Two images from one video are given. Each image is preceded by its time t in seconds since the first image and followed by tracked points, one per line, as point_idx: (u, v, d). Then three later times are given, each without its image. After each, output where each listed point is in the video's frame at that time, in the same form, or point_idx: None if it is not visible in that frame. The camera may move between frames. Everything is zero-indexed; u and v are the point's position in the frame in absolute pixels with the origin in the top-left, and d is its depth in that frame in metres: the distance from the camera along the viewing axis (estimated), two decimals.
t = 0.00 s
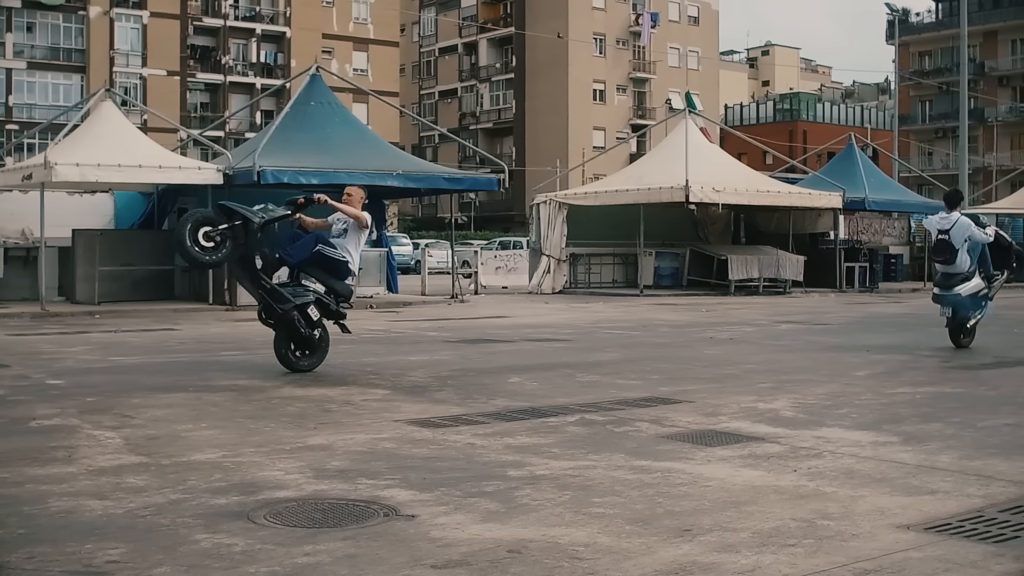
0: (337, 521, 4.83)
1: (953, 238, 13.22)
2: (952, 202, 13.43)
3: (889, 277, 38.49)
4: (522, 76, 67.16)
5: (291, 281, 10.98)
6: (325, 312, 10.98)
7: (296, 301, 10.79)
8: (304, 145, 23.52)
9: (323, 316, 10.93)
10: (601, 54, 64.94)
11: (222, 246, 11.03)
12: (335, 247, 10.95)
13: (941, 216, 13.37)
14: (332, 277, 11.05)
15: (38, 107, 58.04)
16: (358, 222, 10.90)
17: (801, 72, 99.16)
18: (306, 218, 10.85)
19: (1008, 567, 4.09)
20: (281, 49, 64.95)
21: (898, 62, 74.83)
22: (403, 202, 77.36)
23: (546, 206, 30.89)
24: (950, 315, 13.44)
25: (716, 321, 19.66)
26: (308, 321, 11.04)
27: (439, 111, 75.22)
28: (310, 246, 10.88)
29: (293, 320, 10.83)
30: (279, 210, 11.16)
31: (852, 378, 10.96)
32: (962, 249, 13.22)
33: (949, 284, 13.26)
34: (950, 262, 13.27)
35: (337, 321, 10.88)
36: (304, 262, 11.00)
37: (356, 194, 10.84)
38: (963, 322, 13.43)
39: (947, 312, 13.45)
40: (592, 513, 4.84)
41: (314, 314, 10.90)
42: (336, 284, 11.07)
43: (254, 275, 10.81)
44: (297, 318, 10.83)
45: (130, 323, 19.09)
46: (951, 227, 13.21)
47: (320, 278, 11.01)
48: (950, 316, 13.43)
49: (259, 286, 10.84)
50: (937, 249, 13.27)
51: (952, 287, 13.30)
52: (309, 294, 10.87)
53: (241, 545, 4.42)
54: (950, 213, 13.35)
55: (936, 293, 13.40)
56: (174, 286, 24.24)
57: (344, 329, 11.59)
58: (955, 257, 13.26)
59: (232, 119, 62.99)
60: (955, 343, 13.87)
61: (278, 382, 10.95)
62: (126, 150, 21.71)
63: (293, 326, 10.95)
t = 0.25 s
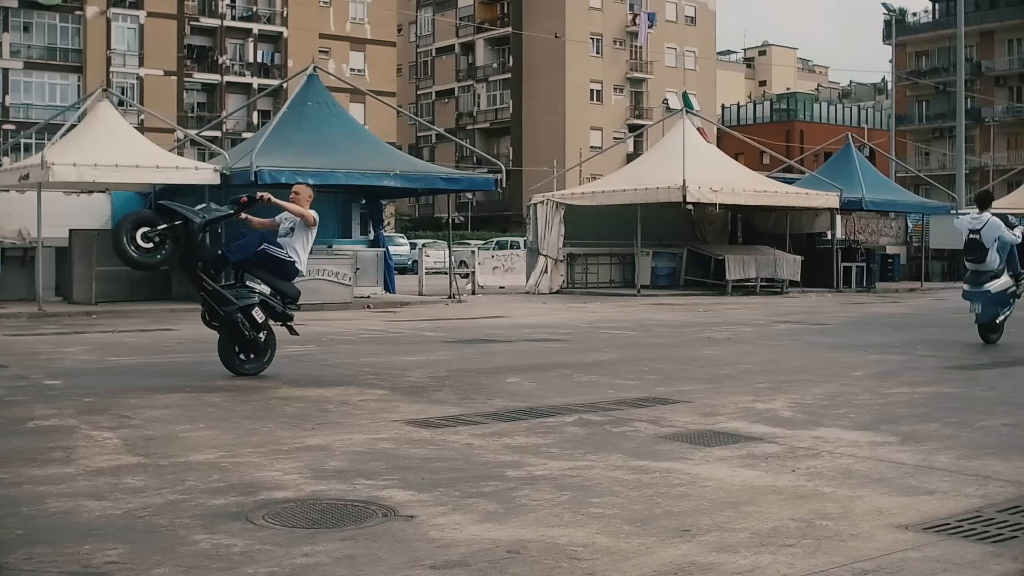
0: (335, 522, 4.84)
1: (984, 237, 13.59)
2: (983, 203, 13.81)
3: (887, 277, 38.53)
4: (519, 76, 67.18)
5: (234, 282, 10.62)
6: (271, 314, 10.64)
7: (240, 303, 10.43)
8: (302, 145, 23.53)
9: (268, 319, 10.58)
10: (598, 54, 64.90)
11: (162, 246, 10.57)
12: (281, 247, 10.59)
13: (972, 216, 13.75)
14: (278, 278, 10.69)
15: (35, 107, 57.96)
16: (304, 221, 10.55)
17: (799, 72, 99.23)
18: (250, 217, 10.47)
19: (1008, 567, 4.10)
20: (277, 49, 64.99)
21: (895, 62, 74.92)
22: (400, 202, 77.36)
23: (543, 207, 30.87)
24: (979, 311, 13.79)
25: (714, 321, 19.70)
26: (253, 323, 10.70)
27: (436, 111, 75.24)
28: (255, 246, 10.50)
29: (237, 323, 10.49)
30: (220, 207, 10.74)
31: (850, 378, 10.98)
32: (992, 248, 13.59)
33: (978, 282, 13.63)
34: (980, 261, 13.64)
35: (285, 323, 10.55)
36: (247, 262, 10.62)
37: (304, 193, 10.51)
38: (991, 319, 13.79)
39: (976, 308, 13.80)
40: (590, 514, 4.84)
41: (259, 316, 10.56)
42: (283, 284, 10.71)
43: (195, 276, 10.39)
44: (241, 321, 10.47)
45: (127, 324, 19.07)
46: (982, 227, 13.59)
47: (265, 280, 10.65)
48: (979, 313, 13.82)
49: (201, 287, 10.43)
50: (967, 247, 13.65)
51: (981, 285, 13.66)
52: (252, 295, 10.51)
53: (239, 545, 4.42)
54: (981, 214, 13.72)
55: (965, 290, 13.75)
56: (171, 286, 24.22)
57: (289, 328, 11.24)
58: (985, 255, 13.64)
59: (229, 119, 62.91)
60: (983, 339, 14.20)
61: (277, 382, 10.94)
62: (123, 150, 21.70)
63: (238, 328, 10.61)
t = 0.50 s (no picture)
0: (334, 523, 4.84)
1: (1014, 237, 13.79)
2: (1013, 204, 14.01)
3: (884, 276, 38.61)
4: (517, 76, 67.20)
5: (175, 283, 10.18)
6: (214, 315, 10.24)
7: (182, 305, 10.00)
8: (299, 145, 23.51)
9: (211, 322, 10.18)
10: (596, 54, 64.94)
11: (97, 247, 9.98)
12: (225, 246, 10.24)
13: (1002, 216, 13.94)
14: (221, 279, 10.32)
15: (33, 107, 57.94)
16: (248, 220, 10.25)
17: (796, 72, 99.31)
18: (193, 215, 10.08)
19: (1006, 567, 4.11)
20: (275, 49, 65.01)
21: (894, 62, 74.96)
22: (398, 202, 77.41)
23: (541, 207, 30.86)
24: (1007, 309, 13.96)
25: (712, 321, 19.72)
26: (195, 326, 10.28)
27: (434, 111, 75.26)
28: (197, 245, 10.09)
29: (179, 325, 10.05)
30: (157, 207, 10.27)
31: (848, 378, 11.00)
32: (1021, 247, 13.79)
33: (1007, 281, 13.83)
34: (1009, 260, 13.82)
35: (231, 324, 10.18)
36: (187, 262, 10.20)
37: (249, 191, 10.24)
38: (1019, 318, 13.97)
39: (1005, 307, 13.98)
40: (588, 514, 4.84)
41: (202, 318, 10.15)
42: (226, 285, 10.34)
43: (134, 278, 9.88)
44: (184, 323, 10.04)
45: (125, 324, 19.05)
46: (1012, 226, 13.79)
47: (207, 280, 10.26)
48: (1007, 311, 14.01)
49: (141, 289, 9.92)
50: (997, 246, 13.85)
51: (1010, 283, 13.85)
52: (195, 296, 10.10)
53: (239, 546, 4.42)
54: (1011, 215, 13.92)
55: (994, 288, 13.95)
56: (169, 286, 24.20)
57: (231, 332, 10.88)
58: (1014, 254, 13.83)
59: (228, 119, 62.91)
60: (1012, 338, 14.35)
61: (274, 383, 10.93)
62: (121, 150, 21.68)
63: (179, 331, 10.17)
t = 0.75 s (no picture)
0: (333, 524, 4.84)
1: None
2: None
3: (882, 276, 38.64)
4: (515, 76, 67.21)
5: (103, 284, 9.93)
6: (144, 318, 9.96)
7: (109, 307, 9.72)
8: (297, 146, 23.51)
9: (140, 324, 9.90)
10: (594, 54, 64.97)
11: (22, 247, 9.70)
12: (155, 246, 9.99)
13: None
14: (152, 280, 10.05)
15: (30, 107, 57.95)
16: (180, 219, 10.06)
17: (794, 72, 99.34)
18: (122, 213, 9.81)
19: (1005, 567, 4.11)
20: (273, 49, 65.04)
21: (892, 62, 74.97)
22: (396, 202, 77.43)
23: (539, 207, 30.87)
24: None
25: (711, 322, 19.73)
26: (124, 329, 9.99)
27: (432, 111, 75.30)
28: (127, 245, 9.82)
29: (106, 328, 9.77)
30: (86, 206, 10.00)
31: (846, 378, 11.01)
32: None
33: None
34: None
35: (163, 327, 9.91)
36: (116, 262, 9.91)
37: (182, 189, 10.03)
38: None
39: None
40: (587, 515, 4.84)
41: (131, 321, 9.86)
42: (157, 286, 10.07)
43: (60, 278, 9.60)
44: (111, 326, 9.76)
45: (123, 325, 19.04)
46: None
47: (138, 281, 9.98)
48: None
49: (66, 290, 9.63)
50: None
51: None
52: (124, 297, 9.81)
53: (238, 547, 4.43)
54: None
55: None
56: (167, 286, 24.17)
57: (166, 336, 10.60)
58: None
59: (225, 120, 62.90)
60: None
61: (273, 384, 10.93)
62: (119, 149, 21.70)
63: (106, 334, 9.88)
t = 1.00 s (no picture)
0: (333, 524, 4.84)
1: None
2: None
3: (881, 276, 38.70)
4: (513, 75, 67.22)
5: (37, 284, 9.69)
6: (80, 319, 9.73)
7: (43, 307, 9.48)
8: (296, 146, 23.51)
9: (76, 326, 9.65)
10: (593, 54, 65.03)
11: None
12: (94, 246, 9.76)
13: None
14: (89, 280, 9.82)
15: (29, 107, 57.90)
16: (119, 217, 9.82)
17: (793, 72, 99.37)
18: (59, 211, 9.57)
19: (1006, 568, 4.11)
20: (272, 49, 65.08)
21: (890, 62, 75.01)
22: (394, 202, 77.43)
23: (537, 208, 30.90)
24: None
25: (710, 322, 19.74)
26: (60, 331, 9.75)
27: (430, 111, 75.39)
28: (62, 243, 9.57)
29: (40, 329, 9.53)
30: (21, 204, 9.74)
31: (845, 378, 11.02)
32: None
33: None
34: None
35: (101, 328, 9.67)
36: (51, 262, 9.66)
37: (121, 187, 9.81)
38: None
39: None
40: (587, 515, 4.84)
41: (68, 322, 9.63)
42: (95, 286, 9.85)
43: None
44: (45, 328, 9.52)
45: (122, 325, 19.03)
46: None
47: (76, 282, 9.74)
48: None
49: None
50: None
51: None
52: (59, 298, 9.57)
53: (238, 547, 4.42)
54: None
55: None
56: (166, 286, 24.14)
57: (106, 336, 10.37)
58: None
59: (224, 120, 62.86)
60: None
61: (272, 385, 10.92)
62: (118, 149, 21.70)
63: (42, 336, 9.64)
